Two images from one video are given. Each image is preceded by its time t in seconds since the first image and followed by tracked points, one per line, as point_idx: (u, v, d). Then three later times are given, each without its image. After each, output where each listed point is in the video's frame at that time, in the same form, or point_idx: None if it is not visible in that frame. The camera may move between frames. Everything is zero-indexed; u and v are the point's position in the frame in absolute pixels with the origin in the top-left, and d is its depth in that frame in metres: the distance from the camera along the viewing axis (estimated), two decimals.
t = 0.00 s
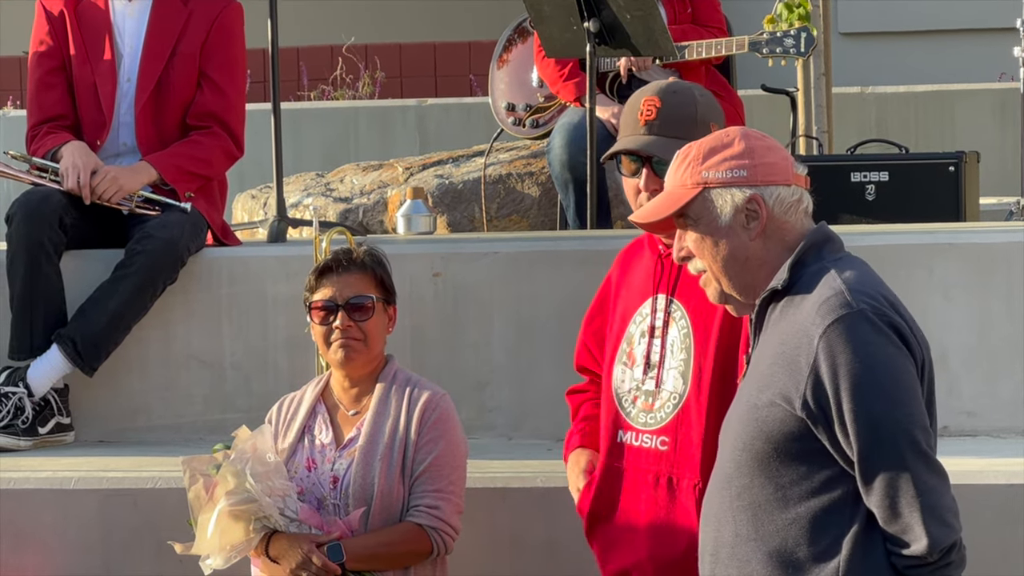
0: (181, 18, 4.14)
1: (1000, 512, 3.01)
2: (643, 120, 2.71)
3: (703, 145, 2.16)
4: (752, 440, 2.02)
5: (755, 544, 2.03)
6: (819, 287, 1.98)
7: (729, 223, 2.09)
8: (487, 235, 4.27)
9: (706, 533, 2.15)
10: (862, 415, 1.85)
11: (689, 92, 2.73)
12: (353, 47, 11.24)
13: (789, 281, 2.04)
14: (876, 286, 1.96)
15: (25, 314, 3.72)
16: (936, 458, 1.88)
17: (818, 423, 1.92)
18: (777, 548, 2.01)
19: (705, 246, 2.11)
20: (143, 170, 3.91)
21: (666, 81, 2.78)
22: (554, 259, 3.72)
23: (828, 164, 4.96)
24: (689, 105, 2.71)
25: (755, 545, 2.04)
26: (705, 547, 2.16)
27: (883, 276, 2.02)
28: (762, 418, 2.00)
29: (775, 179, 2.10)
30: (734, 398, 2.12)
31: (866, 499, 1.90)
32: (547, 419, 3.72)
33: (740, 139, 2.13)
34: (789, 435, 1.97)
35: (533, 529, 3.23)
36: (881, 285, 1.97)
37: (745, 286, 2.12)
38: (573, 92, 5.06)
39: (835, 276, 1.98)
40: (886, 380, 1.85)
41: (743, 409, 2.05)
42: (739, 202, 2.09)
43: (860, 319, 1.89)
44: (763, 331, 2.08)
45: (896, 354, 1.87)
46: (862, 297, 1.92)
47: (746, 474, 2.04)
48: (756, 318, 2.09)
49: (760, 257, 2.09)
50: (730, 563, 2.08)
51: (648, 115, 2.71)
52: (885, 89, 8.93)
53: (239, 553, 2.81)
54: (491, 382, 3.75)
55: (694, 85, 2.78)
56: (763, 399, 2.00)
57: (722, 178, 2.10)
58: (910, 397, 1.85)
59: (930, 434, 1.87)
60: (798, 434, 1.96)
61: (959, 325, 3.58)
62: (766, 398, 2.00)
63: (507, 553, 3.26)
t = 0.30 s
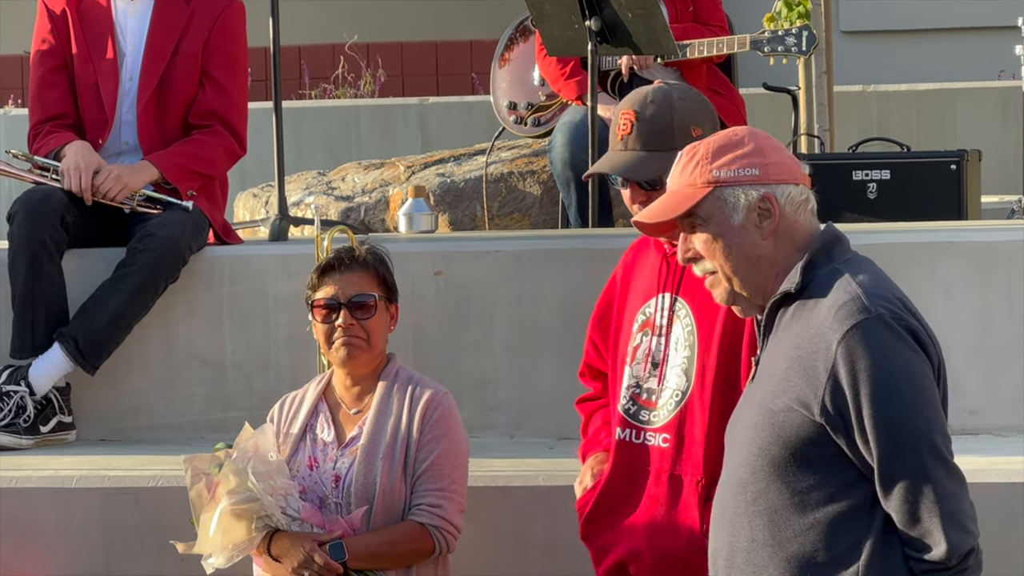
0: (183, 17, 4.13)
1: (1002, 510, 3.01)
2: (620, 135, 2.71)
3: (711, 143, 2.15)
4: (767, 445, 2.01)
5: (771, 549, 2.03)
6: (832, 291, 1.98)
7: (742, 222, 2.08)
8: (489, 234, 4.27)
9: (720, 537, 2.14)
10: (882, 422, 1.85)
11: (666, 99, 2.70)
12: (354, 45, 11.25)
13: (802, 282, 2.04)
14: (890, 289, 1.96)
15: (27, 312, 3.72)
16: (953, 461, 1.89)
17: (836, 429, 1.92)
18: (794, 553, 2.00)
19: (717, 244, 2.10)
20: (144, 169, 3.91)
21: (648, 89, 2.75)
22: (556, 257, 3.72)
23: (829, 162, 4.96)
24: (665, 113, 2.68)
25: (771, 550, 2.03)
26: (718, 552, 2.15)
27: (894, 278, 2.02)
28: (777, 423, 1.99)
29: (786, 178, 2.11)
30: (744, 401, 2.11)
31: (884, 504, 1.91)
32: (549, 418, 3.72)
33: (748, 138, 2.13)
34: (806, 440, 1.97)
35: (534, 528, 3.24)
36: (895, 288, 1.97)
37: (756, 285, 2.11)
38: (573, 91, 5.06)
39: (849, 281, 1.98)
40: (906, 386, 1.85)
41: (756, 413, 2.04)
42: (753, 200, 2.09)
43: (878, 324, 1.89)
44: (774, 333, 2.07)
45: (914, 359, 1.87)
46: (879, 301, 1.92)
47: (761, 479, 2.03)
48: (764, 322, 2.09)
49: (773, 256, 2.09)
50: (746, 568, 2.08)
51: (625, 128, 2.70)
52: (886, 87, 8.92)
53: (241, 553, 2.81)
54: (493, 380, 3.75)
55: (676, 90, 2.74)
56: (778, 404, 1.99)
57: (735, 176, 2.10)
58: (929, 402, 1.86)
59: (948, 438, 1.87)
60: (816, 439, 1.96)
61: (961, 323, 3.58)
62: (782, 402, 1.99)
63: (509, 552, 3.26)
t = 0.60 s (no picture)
0: (184, 15, 4.13)
1: (1002, 508, 3.02)
2: (600, 148, 2.70)
3: (708, 139, 2.13)
4: (762, 442, 2.01)
5: (763, 545, 2.03)
6: (830, 290, 1.97)
7: (735, 221, 2.07)
8: (490, 232, 4.27)
9: (713, 532, 2.15)
10: (876, 425, 1.85)
11: (640, 106, 2.65)
12: (354, 43, 11.25)
13: (800, 279, 2.03)
14: (888, 289, 1.95)
15: (27, 311, 3.72)
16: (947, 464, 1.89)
17: (830, 429, 1.92)
18: (785, 549, 2.01)
19: (712, 242, 2.09)
20: (145, 166, 3.91)
21: (627, 97, 2.71)
22: (556, 255, 3.72)
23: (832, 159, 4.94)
24: (636, 122, 2.63)
25: (762, 545, 2.04)
26: (711, 547, 2.15)
27: (892, 276, 2.01)
28: (772, 420, 1.99)
29: (782, 176, 2.08)
30: (741, 396, 2.11)
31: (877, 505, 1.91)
32: (550, 416, 3.72)
33: (744, 135, 2.11)
34: (800, 439, 1.96)
35: (535, 526, 3.24)
36: (893, 288, 1.96)
37: (752, 281, 2.11)
38: (573, 89, 5.07)
39: (847, 279, 1.97)
40: (900, 389, 1.85)
41: (751, 410, 2.04)
42: (746, 200, 2.07)
43: (874, 325, 1.88)
44: (771, 328, 2.07)
45: (909, 362, 1.86)
46: (876, 303, 1.90)
47: (755, 475, 2.03)
48: (764, 315, 2.08)
49: (766, 254, 2.09)
50: (738, 562, 2.08)
51: (603, 141, 2.68)
52: (887, 85, 8.93)
53: (242, 551, 2.82)
54: (493, 378, 3.75)
55: (654, 94, 2.69)
56: (773, 401, 1.99)
57: (728, 176, 2.08)
58: (923, 406, 1.85)
59: (942, 441, 1.87)
60: (809, 438, 1.96)
61: (961, 321, 3.58)
62: (777, 400, 1.99)
63: (510, 550, 3.26)
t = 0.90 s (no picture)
0: (184, 12, 4.12)
1: (1001, 504, 3.02)
2: (592, 153, 2.71)
3: (705, 133, 2.12)
4: (751, 441, 2.01)
5: (752, 542, 2.03)
6: (819, 289, 1.97)
7: (726, 217, 2.07)
8: (490, 229, 4.27)
9: (704, 530, 2.15)
10: (858, 427, 1.85)
11: (626, 110, 2.65)
12: (353, 41, 11.25)
13: (790, 279, 2.03)
14: (877, 289, 1.94)
15: (27, 308, 3.72)
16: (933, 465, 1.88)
17: (816, 429, 1.92)
18: (773, 547, 2.01)
19: (705, 236, 2.09)
20: (144, 163, 3.91)
21: (617, 101, 2.71)
22: (556, 253, 3.72)
23: (831, 157, 4.95)
24: (621, 126, 2.63)
25: (751, 543, 2.04)
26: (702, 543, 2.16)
27: (883, 276, 2.00)
28: (760, 419, 1.99)
29: (776, 173, 2.06)
30: (734, 394, 2.11)
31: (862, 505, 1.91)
32: (550, 413, 3.72)
33: (740, 130, 2.09)
34: (787, 439, 1.96)
35: (534, 523, 3.24)
36: (882, 288, 1.95)
37: (747, 276, 2.11)
38: (573, 86, 5.08)
39: (835, 279, 1.96)
40: (885, 391, 1.84)
41: (742, 409, 2.04)
42: (737, 196, 2.06)
43: (859, 327, 1.88)
44: (766, 325, 2.07)
45: (894, 364, 1.86)
46: (863, 305, 1.90)
47: (744, 474, 2.03)
48: (757, 312, 2.10)
49: (758, 251, 2.08)
50: (726, 559, 2.08)
51: (594, 147, 2.70)
52: (886, 82, 8.93)
53: (242, 548, 2.83)
54: (493, 375, 3.75)
55: (644, 97, 2.68)
56: (762, 401, 1.99)
57: (720, 172, 2.07)
58: (908, 407, 1.85)
59: (927, 442, 1.86)
60: (796, 438, 1.96)
61: (961, 318, 3.58)
62: (765, 399, 1.99)
63: (509, 547, 3.26)
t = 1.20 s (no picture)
0: (181, 9, 4.12)
1: (999, 500, 3.02)
2: (595, 149, 2.73)
3: (696, 128, 2.15)
4: (739, 433, 2.01)
5: (741, 533, 2.04)
6: (807, 282, 1.97)
7: (713, 211, 2.08)
8: (486, 225, 4.28)
9: (694, 522, 2.15)
10: (845, 418, 1.85)
11: (629, 106, 2.65)
12: (351, 37, 11.25)
13: (779, 273, 2.03)
14: (865, 282, 1.94)
15: (24, 305, 3.72)
16: (921, 458, 1.88)
17: (804, 422, 1.92)
18: (762, 538, 2.01)
19: (692, 230, 2.12)
20: (141, 160, 3.90)
21: (621, 97, 2.72)
22: (553, 249, 3.72)
23: (829, 153, 4.95)
24: (624, 121, 2.63)
25: (740, 534, 2.04)
26: (692, 536, 2.16)
27: (872, 270, 2.00)
28: (749, 411, 1.99)
29: (763, 168, 2.07)
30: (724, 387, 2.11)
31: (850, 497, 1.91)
32: (547, 410, 3.73)
33: (730, 125, 2.11)
34: (775, 431, 1.97)
35: (532, 519, 3.24)
36: (871, 281, 1.95)
37: (735, 272, 2.11)
38: (571, 83, 5.08)
39: (824, 272, 1.96)
40: (871, 383, 1.85)
41: (731, 401, 2.04)
42: (724, 190, 2.08)
43: (846, 320, 1.88)
44: (754, 319, 2.07)
45: (880, 356, 1.86)
46: (849, 298, 1.90)
47: (733, 466, 2.03)
48: (747, 306, 2.08)
49: (745, 246, 2.08)
50: (716, 550, 2.08)
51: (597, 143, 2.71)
52: (884, 78, 8.94)
53: (239, 545, 2.84)
54: (491, 372, 3.75)
55: (647, 93, 2.68)
56: (750, 393, 1.99)
57: (707, 166, 2.09)
58: (895, 399, 1.85)
59: (914, 433, 1.87)
60: (784, 430, 1.96)
61: (958, 315, 3.58)
62: (753, 391, 1.99)
63: (507, 542, 3.27)
